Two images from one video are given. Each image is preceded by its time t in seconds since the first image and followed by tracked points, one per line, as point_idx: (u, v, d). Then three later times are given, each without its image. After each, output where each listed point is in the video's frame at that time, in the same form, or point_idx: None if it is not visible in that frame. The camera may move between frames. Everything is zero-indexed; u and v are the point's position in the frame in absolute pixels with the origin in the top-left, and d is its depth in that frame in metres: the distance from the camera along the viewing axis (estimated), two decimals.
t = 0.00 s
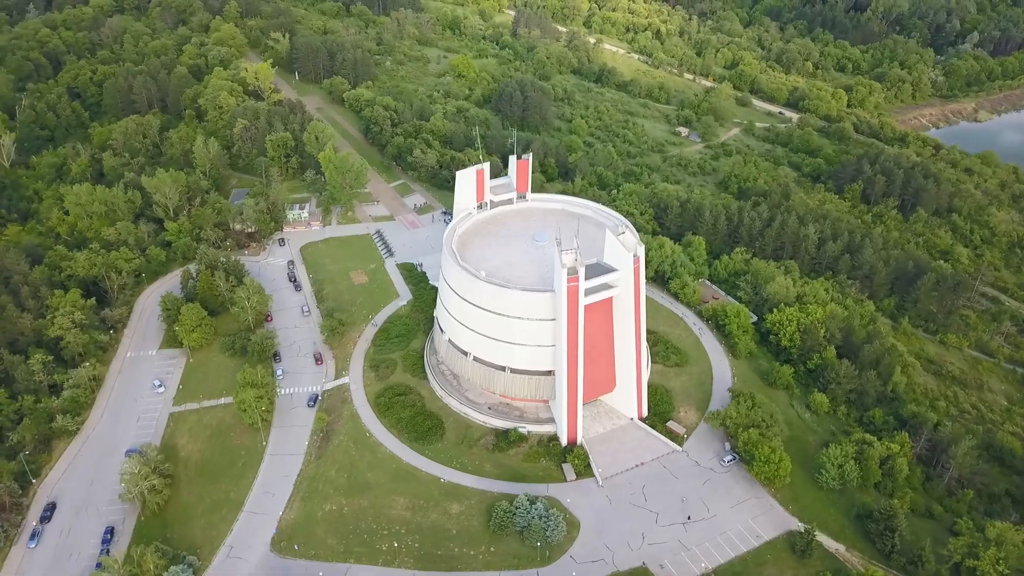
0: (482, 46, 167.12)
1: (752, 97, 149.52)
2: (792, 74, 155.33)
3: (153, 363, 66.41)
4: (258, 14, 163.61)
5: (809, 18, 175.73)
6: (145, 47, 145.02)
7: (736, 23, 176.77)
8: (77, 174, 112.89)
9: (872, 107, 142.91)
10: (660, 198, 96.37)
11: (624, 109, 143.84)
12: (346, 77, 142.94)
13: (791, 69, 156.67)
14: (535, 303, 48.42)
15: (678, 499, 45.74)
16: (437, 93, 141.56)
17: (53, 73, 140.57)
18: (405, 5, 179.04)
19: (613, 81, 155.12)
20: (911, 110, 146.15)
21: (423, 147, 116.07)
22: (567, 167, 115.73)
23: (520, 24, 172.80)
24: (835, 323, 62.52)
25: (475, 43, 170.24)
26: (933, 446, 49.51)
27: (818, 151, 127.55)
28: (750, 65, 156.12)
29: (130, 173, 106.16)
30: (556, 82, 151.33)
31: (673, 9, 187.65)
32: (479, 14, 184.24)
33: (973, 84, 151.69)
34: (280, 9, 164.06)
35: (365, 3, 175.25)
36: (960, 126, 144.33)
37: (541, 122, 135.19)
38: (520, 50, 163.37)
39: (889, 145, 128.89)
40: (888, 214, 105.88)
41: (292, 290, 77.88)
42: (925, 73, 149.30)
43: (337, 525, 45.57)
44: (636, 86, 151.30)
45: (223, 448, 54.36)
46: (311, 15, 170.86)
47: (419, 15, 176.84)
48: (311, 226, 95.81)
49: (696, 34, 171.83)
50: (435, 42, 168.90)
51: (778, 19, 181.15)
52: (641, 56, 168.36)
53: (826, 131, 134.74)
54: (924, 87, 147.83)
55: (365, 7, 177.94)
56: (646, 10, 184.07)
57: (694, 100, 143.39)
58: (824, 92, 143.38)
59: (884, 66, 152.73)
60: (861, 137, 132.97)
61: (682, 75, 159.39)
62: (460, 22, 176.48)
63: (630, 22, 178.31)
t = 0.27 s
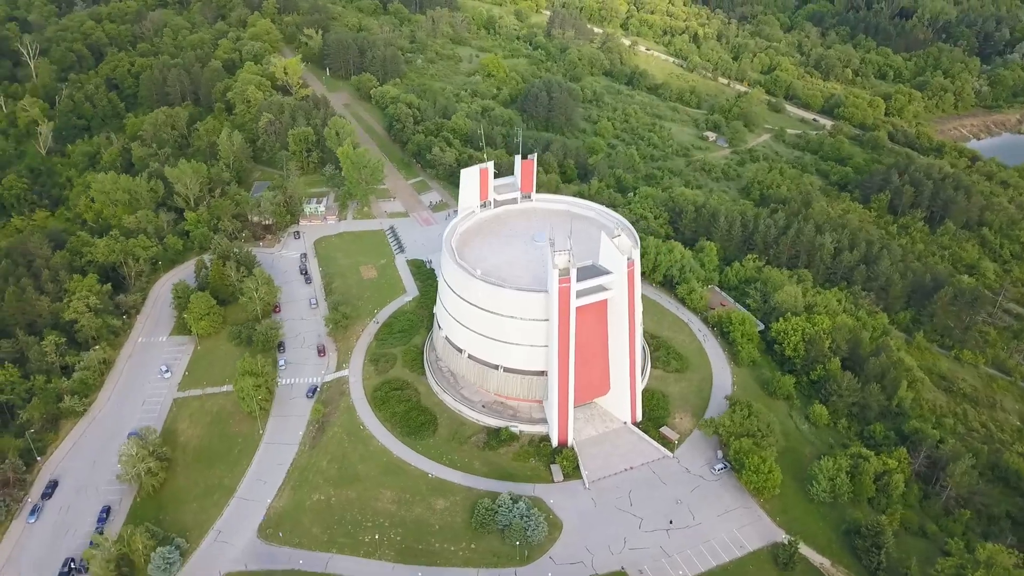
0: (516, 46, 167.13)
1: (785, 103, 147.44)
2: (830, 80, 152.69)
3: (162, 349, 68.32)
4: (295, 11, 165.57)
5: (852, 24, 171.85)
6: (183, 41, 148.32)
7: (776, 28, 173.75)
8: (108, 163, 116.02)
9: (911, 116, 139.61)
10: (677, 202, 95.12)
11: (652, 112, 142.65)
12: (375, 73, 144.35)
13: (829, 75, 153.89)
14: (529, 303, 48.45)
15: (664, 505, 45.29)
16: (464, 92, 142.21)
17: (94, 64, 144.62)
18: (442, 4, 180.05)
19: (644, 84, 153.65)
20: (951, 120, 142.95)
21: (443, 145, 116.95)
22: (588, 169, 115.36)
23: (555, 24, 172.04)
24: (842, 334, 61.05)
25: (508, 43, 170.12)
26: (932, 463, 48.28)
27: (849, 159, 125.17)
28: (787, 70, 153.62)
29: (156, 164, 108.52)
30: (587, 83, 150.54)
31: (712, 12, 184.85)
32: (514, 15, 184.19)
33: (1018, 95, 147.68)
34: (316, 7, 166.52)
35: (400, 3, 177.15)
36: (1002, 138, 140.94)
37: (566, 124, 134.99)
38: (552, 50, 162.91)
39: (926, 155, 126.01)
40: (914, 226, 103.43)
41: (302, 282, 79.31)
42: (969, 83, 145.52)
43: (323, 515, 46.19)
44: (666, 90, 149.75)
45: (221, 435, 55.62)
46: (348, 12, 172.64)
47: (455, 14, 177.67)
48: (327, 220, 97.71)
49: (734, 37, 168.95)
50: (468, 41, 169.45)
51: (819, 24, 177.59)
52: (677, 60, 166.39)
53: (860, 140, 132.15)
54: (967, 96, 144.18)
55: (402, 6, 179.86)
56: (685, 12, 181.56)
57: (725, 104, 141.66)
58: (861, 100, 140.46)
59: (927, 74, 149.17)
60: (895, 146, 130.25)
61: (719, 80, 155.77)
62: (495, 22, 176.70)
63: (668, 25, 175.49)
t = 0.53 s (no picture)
0: (547, 46, 166.46)
1: (816, 109, 145.39)
2: (865, 87, 149.89)
3: (169, 337, 70.24)
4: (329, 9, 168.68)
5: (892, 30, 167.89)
6: (216, 36, 151.15)
7: (814, 32, 170.41)
8: (134, 154, 118.79)
9: (948, 124, 136.16)
10: (692, 205, 93.95)
11: (677, 115, 141.40)
12: (401, 71, 145.47)
13: (865, 81, 151.06)
14: (520, 302, 48.47)
15: (647, 509, 44.92)
16: (488, 91, 142.55)
17: (131, 56, 148.17)
18: (475, 3, 180.51)
19: (671, 87, 152.08)
20: (989, 130, 139.35)
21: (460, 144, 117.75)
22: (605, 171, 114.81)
23: (587, 24, 170.84)
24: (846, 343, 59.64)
25: (538, 43, 169.50)
26: (926, 479, 47.17)
27: (876, 167, 122.76)
28: (821, 76, 151.26)
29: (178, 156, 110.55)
30: (614, 85, 149.50)
31: (749, 15, 181.73)
32: (546, 15, 183.53)
33: None
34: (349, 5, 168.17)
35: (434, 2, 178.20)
36: None
37: (588, 125, 134.46)
38: (581, 50, 161.95)
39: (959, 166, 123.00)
40: (938, 237, 100.96)
41: (310, 275, 80.80)
42: (1010, 92, 141.49)
43: (308, 505, 46.87)
44: (694, 93, 148.05)
45: (219, 422, 56.87)
46: (380, 11, 173.85)
47: (487, 14, 177.86)
48: (340, 214, 99.39)
49: (770, 41, 166.23)
50: (498, 41, 169.53)
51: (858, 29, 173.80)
52: (709, 63, 163.85)
53: (890, 149, 129.49)
54: (1007, 106, 140.31)
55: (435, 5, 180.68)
56: (721, 15, 178.69)
57: (753, 110, 140.03)
58: (894, 108, 137.57)
59: (966, 83, 145.47)
60: (927, 155, 127.48)
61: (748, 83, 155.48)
62: (526, 22, 176.50)
63: (702, 28, 173.02)
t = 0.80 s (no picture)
0: (576, 48, 165.62)
1: (847, 116, 143.43)
2: (900, 94, 147.01)
3: (176, 325, 72.09)
4: (361, 7, 170.75)
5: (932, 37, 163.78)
6: (248, 32, 153.76)
7: (851, 38, 166.90)
8: (159, 146, 121.41)
9: (985, 135, 132.45)
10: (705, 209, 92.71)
11: (702, 120, 140.05)
12: (425, 70, 146.53)
13: (901, 88, 148.07)
14: (510, 301, 48.65)
15: (628, 514, 44.68)
16: (512, 92, 142.65)
17: (165, 50, 151.66)
18: (507, 4, 180.52)
19: (698, 91, 150.29)
20: None
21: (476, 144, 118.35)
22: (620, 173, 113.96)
23: (617, 26, 169.57)
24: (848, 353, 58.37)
25: (568, 44, 168.43)
26: (917, 495, 46.18)
27: (903, 177, 120.21)
28: (855, 82, 148.55)
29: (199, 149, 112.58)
30: (641, 88, 148.27)
31: (786, 20, 178.73)
32: (578, 16, 181.97)
33: None
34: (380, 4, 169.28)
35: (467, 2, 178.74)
36: None
37: (609, 127, 133.68)
38: (610, 52, 160.77)
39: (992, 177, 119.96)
40: (960, 250, 98.50)
41: (317, 270, 82.27)
42: None
43: (294, 496, 47.65)
44: (721, 97, 146.30)
45: (216, 409, 58.23)
46: (412, 10, 174.44)
47: (518, 15, 177.73)
48: (352, 210, 100.75)
49: (805, 46, 163.46)
50: (527, 41, 169.21)
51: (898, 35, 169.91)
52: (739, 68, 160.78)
53: (921, 158, 126.72)
54: None
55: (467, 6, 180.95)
56: (756, 19, 175.97)
57: (781, 115, 138.16)
58: (927, 117, 134.73)
59: (1006, 93, 141.75)
60: (958, 165, 124.64)
61: (780, 90, 151.74)
62: (557, 23, 175.95)
63: (736, 32, 170.46)
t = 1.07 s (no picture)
0: (604, 51, 165.07)
1: (876, 124, 141.38)
2: (934, 103, 144.20)
3: (183, 316, 74.01)
4: (391, 7, 172.43)
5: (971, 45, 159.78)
6: (278, 30, 156.12)
7: (888, 45, 163.62)
8: (181, 140, 124.05)
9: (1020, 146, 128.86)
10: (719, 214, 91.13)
11: (725, 125, 138.46)
12: (448, 70, 146.95)
13: (936, 97, 145.18)
14: (500, 302, 48.84)
15: (609, 518, 44.39)
16: (533, 93, 142.71)
17: (196, 46, 155.11)
18: (538, 6, 180.45)
19: (724, 96, 148.20)
20: None
21: (490, 145, 118.88)
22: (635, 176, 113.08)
23: (646, 29, 168.54)
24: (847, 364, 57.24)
25: (596, 47, 167.59)
26: (906, 511, 45.17)
27: (928, 187, 117.77)
28: (887, 90, 146.01)
29: (219, 144, 114.42)
30: (667, 92, 147.17)
31: (820, 26, 175.89)
32: (609, 20, 180.86)
33: None
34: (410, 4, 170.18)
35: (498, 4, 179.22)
36: None
37: (628, 131, 132.66)
38: (636, 55, 159.60)
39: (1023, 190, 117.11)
40: (980, 263, 96.11)
41: (324, 265, 83.61)
42: None
43: (281, 487, 48.41)
44: (746, 103, 144.69)
45: (214, 399, 59.53)
46: (443, 11, 175.16)
47: (549, 17, 177.61)
48: (364, 207, 101.98)
49: (838, 53, 161.13)
50: (555, 43, 168.79)
51: (936, 43, 166.04)
52: (772, 73, 159.65)
53: (950, 169, 124.04)
54: None
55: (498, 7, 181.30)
56: (789, 24, 173.62)
57: (806, 122, 136.41)
58: (957, 127, 131.99)
59: None
60: (988, 177, 121.90)
61: (809, 96, 150.53)
62: (586, 26, 175.51)
63: (768, 37, 168.85)
